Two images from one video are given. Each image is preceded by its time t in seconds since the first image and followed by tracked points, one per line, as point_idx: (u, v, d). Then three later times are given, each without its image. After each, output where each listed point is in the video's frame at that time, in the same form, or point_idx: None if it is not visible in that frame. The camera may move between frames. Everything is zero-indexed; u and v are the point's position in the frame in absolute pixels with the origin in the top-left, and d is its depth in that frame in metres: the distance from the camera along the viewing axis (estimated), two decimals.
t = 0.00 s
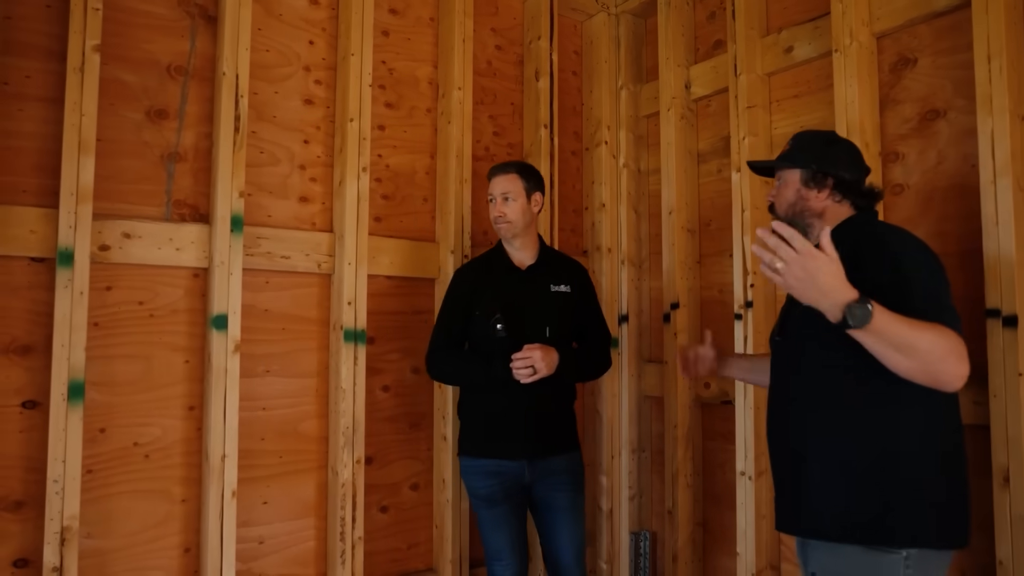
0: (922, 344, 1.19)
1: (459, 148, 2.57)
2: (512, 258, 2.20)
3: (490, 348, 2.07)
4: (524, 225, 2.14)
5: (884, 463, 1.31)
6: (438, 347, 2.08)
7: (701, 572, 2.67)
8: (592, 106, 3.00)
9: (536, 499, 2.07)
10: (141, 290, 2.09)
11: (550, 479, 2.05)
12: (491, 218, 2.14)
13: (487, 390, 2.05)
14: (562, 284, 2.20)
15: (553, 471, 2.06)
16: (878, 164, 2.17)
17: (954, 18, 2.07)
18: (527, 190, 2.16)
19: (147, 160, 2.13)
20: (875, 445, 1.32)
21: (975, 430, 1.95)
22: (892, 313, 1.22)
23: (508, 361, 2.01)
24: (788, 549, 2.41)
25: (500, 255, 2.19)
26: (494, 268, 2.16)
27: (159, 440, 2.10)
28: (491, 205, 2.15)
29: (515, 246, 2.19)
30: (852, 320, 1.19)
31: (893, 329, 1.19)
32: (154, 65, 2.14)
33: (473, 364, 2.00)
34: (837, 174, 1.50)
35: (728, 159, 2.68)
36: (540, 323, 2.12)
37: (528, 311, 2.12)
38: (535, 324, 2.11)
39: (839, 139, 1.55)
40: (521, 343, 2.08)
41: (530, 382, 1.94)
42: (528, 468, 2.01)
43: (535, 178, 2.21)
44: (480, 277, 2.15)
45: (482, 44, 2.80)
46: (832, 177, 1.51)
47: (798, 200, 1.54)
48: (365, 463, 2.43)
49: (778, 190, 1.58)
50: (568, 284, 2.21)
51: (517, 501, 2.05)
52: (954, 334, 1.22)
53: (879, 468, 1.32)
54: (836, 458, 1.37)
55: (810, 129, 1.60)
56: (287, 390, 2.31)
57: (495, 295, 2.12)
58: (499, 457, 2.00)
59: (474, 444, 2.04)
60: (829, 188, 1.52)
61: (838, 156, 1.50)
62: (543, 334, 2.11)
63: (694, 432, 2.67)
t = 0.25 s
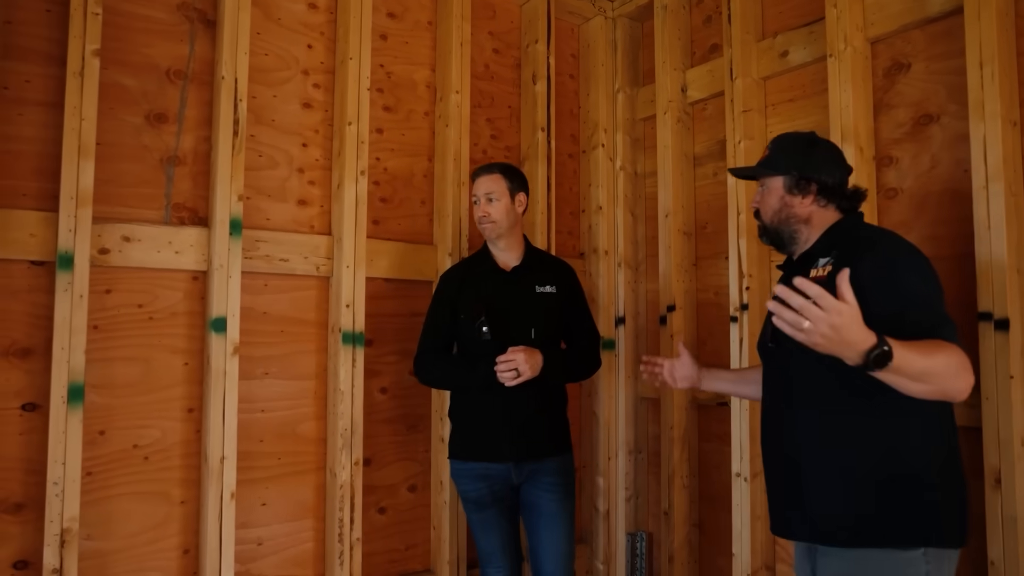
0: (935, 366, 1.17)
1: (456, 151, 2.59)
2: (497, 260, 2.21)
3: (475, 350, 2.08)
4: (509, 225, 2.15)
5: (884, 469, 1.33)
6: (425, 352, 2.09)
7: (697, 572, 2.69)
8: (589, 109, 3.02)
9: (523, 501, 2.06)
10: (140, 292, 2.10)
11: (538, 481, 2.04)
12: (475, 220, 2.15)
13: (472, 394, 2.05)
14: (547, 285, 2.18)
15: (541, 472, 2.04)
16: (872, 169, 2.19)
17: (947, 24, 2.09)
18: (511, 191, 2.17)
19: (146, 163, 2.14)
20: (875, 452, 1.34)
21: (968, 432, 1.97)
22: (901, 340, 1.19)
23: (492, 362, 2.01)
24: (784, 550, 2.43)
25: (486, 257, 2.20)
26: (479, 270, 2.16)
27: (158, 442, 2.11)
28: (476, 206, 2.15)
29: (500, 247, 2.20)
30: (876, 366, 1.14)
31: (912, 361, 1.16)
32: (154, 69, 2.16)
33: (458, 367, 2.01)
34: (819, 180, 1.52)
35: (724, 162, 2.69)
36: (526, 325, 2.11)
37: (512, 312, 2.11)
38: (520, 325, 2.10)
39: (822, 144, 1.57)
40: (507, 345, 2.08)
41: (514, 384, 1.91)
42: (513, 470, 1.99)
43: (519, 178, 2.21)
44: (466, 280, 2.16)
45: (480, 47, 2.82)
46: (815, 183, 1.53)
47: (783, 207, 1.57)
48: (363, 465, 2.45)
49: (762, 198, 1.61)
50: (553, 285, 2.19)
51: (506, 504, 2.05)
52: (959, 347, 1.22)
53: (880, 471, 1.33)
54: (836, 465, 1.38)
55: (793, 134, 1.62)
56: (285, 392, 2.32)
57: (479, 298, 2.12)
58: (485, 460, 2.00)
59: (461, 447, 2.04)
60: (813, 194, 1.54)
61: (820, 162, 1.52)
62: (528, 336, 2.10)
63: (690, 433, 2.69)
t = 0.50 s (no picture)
0: (946, 382, 1.17)
1: (453, 154, 2.59)
2: (487, 265, 2.21)
3: (464, 354, 2.09)
4: (498, 230, 2.15)
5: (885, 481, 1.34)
6: (417, 357, 2.12)
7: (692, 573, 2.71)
8: (585, 112, 3.03)
9: (513, 502, 2.04)
10: (138, 296, 2.11)
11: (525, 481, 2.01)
12: (465, 226, 2.15)
13: (461, 397, 2.06)
14: (537, 288, 2.16)
15: (530, 474, 2.01)
16: (865, 172, 2.21)
17: (939, 29, 2.11)
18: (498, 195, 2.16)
19: (143, 167, 2.15)
20: (876, 464, 1.34)
21: (960, 434, 1.99)
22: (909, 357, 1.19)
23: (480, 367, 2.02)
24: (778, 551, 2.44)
25: (476, 262, 2.21)
26: (469, 275, 2.18)
27: (156, 444, 2.12)
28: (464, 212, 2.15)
29: (490, 251, 2.20)
30: (884, 383, 1.13)
31: (921, 377, 1.16)
32: (151, 73, 2.16)
33: (445, 370, 2.04)
34: (815, 181, 1.54)
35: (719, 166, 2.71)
36: (514, 329, 2.10)
37: (501, 315, 2.11)
38: (508, 328, 2.10)
39: (819, 142, 1.59)
40: (494, 349, 2.08)
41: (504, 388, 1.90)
42: (500, 472, 1.99)
43: (506, 182, 2.21)
44: (455, 284, 2.18)
45: (476, 51, 2.83)
46: (811, 185, 1.55)
47: (778, 209, 1.60)
48: (360, 467, 2.46)
49: (758, 199, 1.64)
50: (543, 287, 2.17)
51: (495, 505, 2.04)
52: (967, 364, 1.22)
53: (882, 485, 1.34)
54: (836, 477, 1.39)
55: (789, 131, 1.64)
56: (283, 395, 2.33)
57: (468, 301, 2.13)
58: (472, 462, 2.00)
59: (451, 450, 2.05)
60: (808, 195, 1.57)
61: (816, 163, 1.54)
62: (516, 339, 2.09)
63: (686, 434, 2.71)
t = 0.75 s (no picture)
0: (941, 367, 1.10)
1: (447, 159, 2.61)
2: (479, 269, 2.23)
3: (455, 359, 2.11)
4: (490, 234, 2.17)
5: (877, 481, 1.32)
6: (407, 363, 2.15)
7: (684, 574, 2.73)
8: (578, 117, 3.05)
9: (501, 507, 2.04)
10: (134, 301, 2.13)
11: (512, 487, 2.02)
12: (458, 228, 2.18)
13: (450, 403, 2.09)
14: (528, 293, 2.16)
15: (518, 480, 2.02)
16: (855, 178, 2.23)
17: (928, 37, 2.13)
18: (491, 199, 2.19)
19: (139, 173, 2.16)
20: (870, 464, 1.33)
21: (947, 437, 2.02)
22: (903, 342, 1.14)
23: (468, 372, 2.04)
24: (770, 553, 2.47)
25: (469, 267, 2.24)
26: (463, 279, 2.21)
27: (151, 448, 2.13)
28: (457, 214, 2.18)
29: (482, 255, 2.22)
30: (871, 367, 1.08)
31: (904, 363, 1.10)
32: (146, 80, 2.18)
33: (435, 376, 2.06)
34: (830, 176, 1.49)
35: (711, 171, 2.73)
36: (503, 334, 2.11)
37: (491, 321, 2.12)
38: (497, 335, 2.11)
39: (837, 133, 1.53)
40: (483, 355, 2.09)
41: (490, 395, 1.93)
42: (488, 478, 2.00)
43: (499, 186, 2.23)
44: (447, 289, 2.21)
45: (470, 56, 2.85)
46: (825, 179, 1.49)
47: (789, 204, 1.55)
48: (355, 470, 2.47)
49: (768, 192, 1.59)
50: (534, 291, 2.17)
51: (484, 511, 2.05)
52: (985, 342, 1.11)
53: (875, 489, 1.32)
54: (829, 474, 1.39)
55: (806, 121, 1.57)
56: (278, 399, 2.35)
57: (459, 307, 2.16)
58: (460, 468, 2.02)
59: (442, 454, 2.08)
60: (822, 189, 1.51)
61: (832, 156, 1.48)
62: (506, 345, 2.09)
63: (678, 437, 2.73)
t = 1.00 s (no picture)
0: (935, 383, 0.96)
1: (441, 165, 2.65)
2: (474, 271, 2.25)
3: (448, 362, 2.14)
4: (486, 236, 2.18)
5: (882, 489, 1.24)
6: (402, 366, 2.19)
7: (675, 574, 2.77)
8: (571, 122, 3.09)
9: (491, 515, 2.07)
10: (131, 305, 2.16)
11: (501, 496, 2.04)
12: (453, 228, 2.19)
13: (444, 404, 2.12)
14: (522, 297, 2.17)
15: (507, 489, 2.04)
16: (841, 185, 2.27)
17: (912, 47, 2.17)
18: (488, 200, 2.20)
19: (137, 179, 2.19)
20: (875, 470, 1.24)
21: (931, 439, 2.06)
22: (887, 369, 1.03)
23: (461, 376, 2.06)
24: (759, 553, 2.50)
25: (464, 269, 2.27)
26: (458, 281, 2.24)
27: (149, 451, 2.17)
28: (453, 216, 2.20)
29: (478, 257, 2.24)
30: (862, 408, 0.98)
31: (890, 386, 0.98)
32: (144, 87, 2.21)
33: (428, 380, 2.09)
34: (837, 171, 1.45)
35: (701, 176, 2.77)
36: (496, 338, 2.12)
37: (484, 324, 2.14)
38: (491, 338, 2.12)
39: (845, 129, 1.49)
40: (475, 358, 2.12)
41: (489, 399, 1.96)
42: (478, 484, 2.03)
43: (497, 188, 2.25)
44: (442, 293, 2.24)
45: (464, 62, 2.88)
46: (832, 175, 1.45)
47: (795, 202, 1.50)
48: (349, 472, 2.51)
49: (772, 190, 1.55)
50: (528, 295, 2.18)
51: (474, 519, 2.08)
52: (992, 344, 0.95)
53: (879, 497, 1.24)
54: (831, 480, 1.30)
55: (812, 116, 1.54)
56: (273, 401, 2.38)
57: (452, 310, 2.19)
58: (452, 473, 2.05)
59: (435, 457, 2.11)
60: (829, 186, 1.47)
61: (839, 152, 1.45)
62: (499, 349, 2.10)
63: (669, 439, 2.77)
